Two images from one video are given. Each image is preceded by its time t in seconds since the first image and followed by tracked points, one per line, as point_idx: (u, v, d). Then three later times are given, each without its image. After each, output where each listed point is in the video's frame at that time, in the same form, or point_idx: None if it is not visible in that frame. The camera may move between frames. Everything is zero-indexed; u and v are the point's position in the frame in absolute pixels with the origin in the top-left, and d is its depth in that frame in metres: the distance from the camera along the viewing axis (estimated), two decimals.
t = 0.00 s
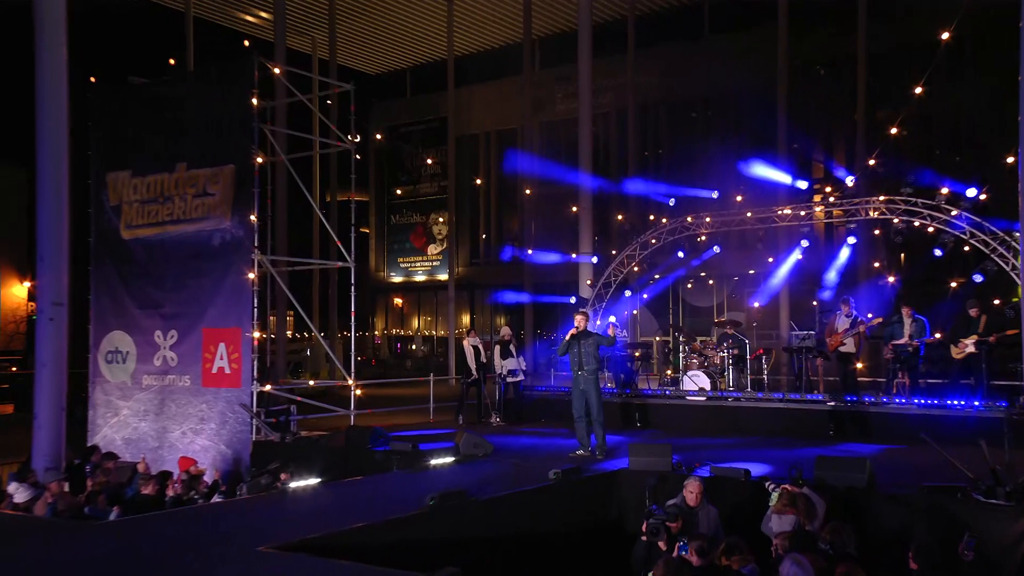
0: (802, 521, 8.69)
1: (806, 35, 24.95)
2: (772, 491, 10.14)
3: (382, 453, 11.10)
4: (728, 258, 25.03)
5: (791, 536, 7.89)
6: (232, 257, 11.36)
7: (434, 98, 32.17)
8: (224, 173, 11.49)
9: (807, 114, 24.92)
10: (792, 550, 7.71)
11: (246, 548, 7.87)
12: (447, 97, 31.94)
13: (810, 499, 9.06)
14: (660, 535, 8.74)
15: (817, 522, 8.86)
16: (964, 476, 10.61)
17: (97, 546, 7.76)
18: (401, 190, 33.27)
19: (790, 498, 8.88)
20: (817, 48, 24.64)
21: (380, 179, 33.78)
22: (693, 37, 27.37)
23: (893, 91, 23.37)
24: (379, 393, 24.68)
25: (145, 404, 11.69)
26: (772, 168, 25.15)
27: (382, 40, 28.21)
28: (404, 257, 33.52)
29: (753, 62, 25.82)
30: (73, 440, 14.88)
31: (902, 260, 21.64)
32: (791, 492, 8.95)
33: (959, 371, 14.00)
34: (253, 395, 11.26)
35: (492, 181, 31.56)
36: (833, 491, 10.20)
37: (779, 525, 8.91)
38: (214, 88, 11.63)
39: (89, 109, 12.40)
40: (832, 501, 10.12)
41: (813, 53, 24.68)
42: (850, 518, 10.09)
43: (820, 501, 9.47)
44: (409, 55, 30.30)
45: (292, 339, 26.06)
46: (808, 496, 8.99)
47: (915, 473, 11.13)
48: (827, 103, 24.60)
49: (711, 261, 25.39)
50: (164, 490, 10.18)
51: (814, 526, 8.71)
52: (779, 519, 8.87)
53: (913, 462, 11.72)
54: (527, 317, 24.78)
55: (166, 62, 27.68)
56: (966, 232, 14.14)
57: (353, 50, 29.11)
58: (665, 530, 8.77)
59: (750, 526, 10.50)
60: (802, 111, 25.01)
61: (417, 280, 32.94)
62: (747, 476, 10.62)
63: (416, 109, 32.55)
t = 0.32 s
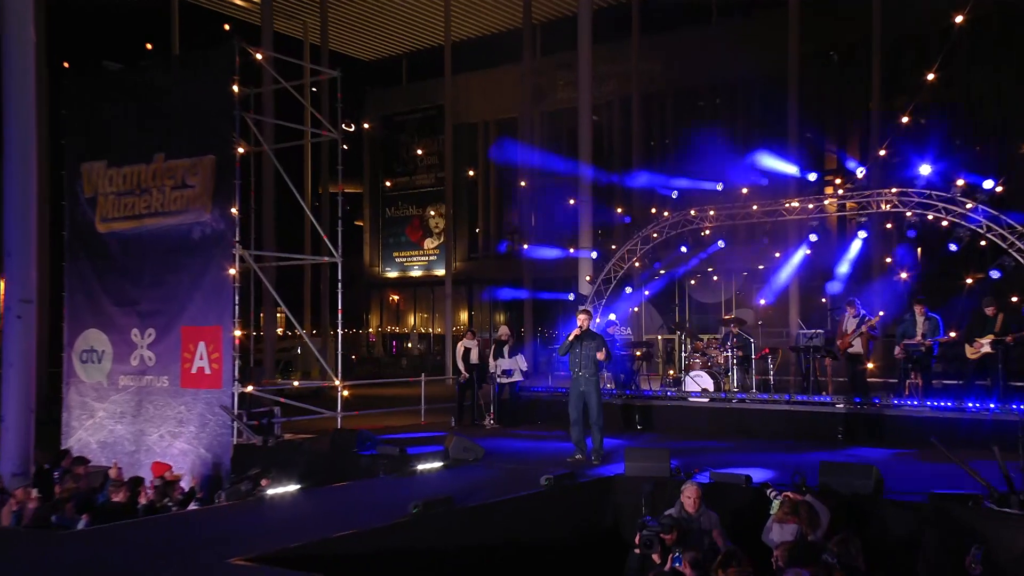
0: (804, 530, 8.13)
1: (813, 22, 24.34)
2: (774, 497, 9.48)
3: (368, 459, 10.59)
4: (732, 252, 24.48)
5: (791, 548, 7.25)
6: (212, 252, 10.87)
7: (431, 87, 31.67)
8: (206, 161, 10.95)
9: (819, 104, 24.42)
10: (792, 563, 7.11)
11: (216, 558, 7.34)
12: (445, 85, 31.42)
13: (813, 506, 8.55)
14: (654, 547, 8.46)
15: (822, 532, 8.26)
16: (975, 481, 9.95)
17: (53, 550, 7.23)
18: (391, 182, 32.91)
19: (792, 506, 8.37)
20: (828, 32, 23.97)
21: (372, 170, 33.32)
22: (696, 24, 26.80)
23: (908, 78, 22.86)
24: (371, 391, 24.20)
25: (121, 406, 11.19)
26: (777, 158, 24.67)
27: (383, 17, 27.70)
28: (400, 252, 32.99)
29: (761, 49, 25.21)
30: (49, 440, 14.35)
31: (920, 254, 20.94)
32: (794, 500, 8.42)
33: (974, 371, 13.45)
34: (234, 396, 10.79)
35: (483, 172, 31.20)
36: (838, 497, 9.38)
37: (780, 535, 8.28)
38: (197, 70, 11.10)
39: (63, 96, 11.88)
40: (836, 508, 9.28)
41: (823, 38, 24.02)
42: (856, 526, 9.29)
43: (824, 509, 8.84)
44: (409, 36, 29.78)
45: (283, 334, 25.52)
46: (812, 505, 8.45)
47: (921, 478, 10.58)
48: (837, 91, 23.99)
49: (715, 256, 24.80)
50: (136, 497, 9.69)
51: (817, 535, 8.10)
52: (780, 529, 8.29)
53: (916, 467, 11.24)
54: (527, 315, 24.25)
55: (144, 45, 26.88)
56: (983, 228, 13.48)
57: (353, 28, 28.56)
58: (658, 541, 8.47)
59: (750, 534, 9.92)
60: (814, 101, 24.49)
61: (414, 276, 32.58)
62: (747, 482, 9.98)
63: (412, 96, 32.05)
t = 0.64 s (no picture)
0: (807, 541, 7.50)
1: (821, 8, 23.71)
2: (775, 506, 8.86)
3: (352, 464, 10.07)
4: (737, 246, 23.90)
5: (791, 559, 6.64)
6: (190, 247, 10.39)
7: (427, 72, 31.22)
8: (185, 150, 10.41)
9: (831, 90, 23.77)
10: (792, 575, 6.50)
11: (177, 569, 6.78)
12: (441, 70, 30.96)
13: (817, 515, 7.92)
14: (650, 559, 7.71)
15: (826, 543, 7.61)
16: (990, 488, 9.34)
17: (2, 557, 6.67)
18: (379, 173, 32.57)
19: (794, 514, 7.72)
20: (840, 17, 23.37)
21: (362, 161, 33.12)
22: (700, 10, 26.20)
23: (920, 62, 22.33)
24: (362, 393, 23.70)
25: (94, 408, 10.65)
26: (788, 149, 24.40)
27: None
28: (395, 247, 32.61)
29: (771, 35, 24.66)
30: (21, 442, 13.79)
31: (938, 248, 20.65)
32: (797, 508, 7.78)
33: (991, 371, 12.88)
34: (214, 398, 10.29)
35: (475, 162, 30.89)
36: (843, 505, 8.72)
37: (782, 545, 7.71)
38: (176, 51, 10.56)
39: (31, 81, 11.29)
40: (841, 517, 8.66)
41: (832, 24, 23.44)
42: (861, 537, 8.65)
43: (829, 517, 8.24)
44: (405, 19, 29.28)
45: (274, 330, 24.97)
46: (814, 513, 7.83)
47: (936, 486, 9.91)
48: (848, 78, 23.41)
49: (720, 250, 24.17)
50: (105, 505, 9.18)
51: (821, 546, 7.49)
52: (782, 538, 7.71)
53: (932, 473, 10.62)
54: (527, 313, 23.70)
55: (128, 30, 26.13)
56: (1002, 220, 12.81)
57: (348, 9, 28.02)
58: (654, 552, 7.74)
59: (752, 545, 9.30)
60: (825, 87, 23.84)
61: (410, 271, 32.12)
62: (749, 489, 9.32)
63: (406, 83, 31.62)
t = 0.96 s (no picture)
0: (813, 552, 7.02)
1: None
2: (779, 515, 8.24)
3: (337, 469, 9.57)
4: (746, 241, 23.30)
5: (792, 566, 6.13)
6: (171, 241, 9.89)
7: (426, 58, 31.05)
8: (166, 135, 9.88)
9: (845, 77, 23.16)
10: None
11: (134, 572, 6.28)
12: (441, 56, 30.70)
13: (823, 523, 7.38)
14: (648, 569, 7.36)
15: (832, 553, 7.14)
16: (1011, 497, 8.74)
17: None
18: (371, 163, 32.55)
19: (799, 523, 7.22)
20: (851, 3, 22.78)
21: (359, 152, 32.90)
22: None
23: (939, 42, 21.81)
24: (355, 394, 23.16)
25: (71, 410, 10.17)
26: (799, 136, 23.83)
27: None
28: (393, 240, 32.10)
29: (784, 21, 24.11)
30: None
31: (961, 243, 20.42)
32: (802, 517, 7.29)
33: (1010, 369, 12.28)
34: (196, 399, 9.81)
35: (467, 152, 30.66)
36: (850, 512, 8.14)
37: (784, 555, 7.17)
38: (156, 33, 10.07)
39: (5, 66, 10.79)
40: (847, 523, 8.03)
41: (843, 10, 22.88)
42: (870, 546, 8.09)
43: (835, 528, 7.66)
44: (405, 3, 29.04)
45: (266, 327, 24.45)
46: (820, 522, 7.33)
47: (953, 493, 9.28)
48: (863, 65, 22.80)
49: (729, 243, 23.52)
50: (76, 512, 8.73)
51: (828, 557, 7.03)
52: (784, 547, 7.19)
53: (948, 480, 10.01)
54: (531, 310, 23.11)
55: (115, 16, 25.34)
56: None
57: None
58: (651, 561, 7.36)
59: (755, 555, 8.69)
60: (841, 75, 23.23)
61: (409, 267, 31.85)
62: (753, 495, 8.69)
63: (405, 69, 31.54)
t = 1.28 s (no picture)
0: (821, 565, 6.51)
1: None
2: (783, 525, 7.64)
3: (322, 476, 9.09)
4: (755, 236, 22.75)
5: None
6: (151, 235, 9.40)
7: (427, 46, 30.60)
8: (147, 120, 9.40)
9: (859, 66, 22.58)
10: None
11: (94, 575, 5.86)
12: (442, 44, 30.28)
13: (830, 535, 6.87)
14: None
15: (842, 566, 6.62)
16: None
17: None
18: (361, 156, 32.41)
19: (804, 533, 6.70)
20: None
21: (359, 145, 32.46)
22: None
23: (958, 27, 21.22)
24: (349, 398, 22.75)
25: (46, 413, 9.70)
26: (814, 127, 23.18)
27: None
28: (392, 236, 31.91)
29: (798, 10, 23.69)
30: None
31: (987, 238, 20.17)
32: (808, 525, 6.77)
33: None
34: (178, 401, 9.35)
35: (464, 143, 30.18)
36: (860, 522, 7.50)
37: (789, 570, 6.66)
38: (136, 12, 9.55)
39: None
40: (857, 534, 7.41)
41: None
42: (883, 559, 7.46)
43: (843, 539, 7.06)
44: None
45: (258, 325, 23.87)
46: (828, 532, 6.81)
47: (971, 502, 8.73)
48: (877, 52, 22.31)
49: (738, 238, 22.91)
50: (47, 521, 8.18)
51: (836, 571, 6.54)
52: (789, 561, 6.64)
53: (965, 488, 9.45)
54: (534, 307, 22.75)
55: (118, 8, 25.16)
56: None
57: None
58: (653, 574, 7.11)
59: (760, 567, 8.07)
60: (854, 63, 22.64)
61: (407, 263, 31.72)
62: (757, 505, 8.14)
63: (405, 58, 31.11)
